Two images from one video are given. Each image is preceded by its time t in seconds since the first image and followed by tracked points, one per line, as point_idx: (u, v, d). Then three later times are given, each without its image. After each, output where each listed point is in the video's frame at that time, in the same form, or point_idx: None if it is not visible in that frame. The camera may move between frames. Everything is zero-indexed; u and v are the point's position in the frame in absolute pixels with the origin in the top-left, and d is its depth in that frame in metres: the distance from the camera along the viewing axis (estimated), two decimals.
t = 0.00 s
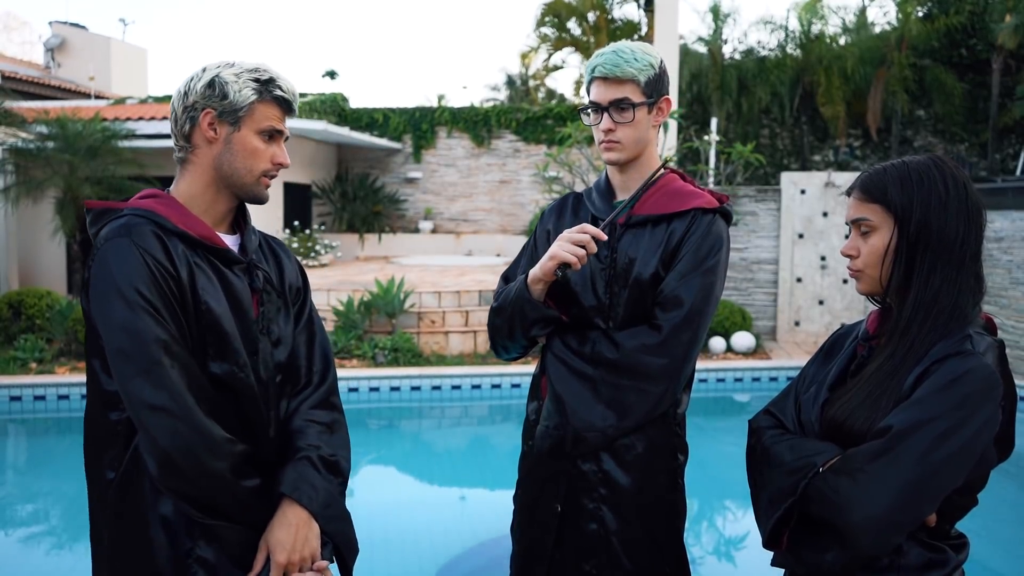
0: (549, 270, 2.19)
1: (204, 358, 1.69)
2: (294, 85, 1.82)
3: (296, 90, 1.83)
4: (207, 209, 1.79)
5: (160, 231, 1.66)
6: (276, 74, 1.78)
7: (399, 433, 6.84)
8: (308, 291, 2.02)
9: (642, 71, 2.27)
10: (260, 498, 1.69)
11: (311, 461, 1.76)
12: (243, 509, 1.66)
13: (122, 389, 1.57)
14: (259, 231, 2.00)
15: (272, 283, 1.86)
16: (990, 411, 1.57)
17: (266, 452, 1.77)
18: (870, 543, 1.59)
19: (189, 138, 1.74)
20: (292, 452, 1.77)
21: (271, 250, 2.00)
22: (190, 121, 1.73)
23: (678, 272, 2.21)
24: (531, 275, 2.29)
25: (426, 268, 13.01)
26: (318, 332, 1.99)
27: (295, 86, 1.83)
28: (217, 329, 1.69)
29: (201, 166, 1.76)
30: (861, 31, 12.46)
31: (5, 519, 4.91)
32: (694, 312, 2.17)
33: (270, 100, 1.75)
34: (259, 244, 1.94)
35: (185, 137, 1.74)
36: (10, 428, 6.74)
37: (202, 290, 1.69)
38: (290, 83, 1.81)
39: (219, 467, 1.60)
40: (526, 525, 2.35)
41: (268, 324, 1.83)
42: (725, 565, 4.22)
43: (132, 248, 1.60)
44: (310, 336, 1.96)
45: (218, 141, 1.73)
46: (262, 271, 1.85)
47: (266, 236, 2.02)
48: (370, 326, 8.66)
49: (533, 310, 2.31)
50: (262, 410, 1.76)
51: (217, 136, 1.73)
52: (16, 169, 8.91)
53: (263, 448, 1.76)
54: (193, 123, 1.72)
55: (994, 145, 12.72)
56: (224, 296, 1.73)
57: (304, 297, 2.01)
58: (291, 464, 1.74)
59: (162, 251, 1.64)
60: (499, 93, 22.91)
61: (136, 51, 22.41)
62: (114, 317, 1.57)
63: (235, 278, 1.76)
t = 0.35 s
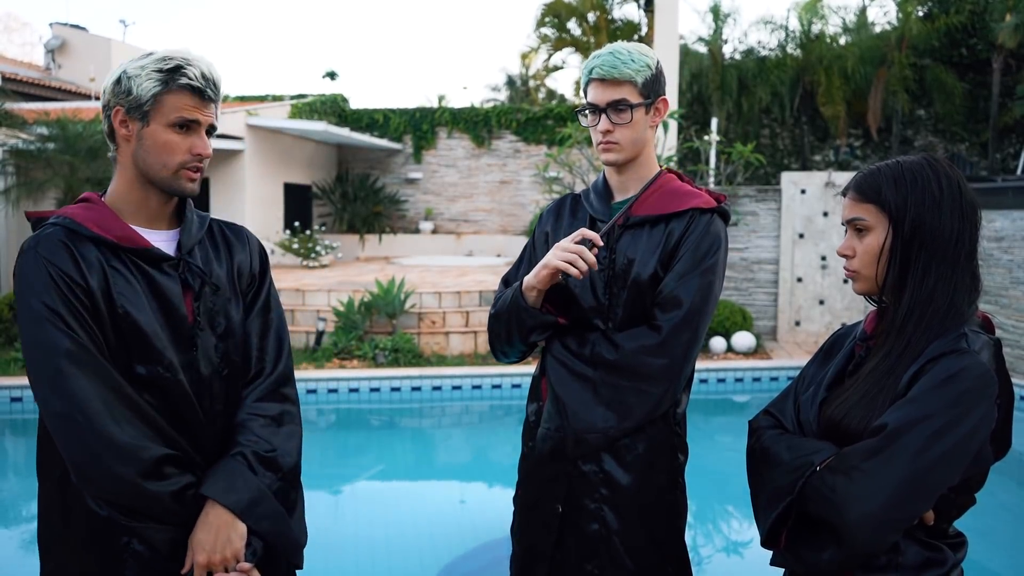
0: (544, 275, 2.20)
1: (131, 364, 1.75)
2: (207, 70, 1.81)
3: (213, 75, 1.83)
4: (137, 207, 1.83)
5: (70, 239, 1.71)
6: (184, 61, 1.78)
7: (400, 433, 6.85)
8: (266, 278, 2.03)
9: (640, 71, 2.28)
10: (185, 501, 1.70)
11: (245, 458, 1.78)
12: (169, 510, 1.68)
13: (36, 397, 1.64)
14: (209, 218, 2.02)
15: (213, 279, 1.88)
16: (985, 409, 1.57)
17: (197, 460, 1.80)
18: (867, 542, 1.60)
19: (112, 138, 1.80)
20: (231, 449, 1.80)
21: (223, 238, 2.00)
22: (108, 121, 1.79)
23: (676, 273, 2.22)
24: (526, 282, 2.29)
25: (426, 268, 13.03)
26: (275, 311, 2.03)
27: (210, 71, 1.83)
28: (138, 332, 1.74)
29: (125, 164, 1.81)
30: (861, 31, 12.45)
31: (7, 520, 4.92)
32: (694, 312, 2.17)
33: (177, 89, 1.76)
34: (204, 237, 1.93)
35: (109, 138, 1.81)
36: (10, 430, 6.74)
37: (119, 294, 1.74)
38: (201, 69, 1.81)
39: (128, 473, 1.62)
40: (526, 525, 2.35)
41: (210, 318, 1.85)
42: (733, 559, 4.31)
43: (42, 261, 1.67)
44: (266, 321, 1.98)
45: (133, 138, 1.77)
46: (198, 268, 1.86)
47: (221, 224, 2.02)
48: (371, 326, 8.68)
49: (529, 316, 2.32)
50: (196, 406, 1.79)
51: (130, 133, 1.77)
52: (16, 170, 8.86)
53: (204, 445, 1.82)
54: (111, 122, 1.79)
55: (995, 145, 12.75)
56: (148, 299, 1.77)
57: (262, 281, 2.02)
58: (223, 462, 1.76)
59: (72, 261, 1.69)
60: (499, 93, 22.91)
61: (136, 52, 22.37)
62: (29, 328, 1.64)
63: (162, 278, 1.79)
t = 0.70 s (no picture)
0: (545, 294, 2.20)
1: (92, 372, 1.78)
2: (161, 68, 1.82)
3: (167, 72, 1.84)
4: (98, 208, 1.86)
5: (25, 247, 1.74)
6: (136, 61, 1.79)
7: (400, 432, 6.85)
8: (232, 272, 2.04)
9: (647, 67, 2.29)
10: (146, 504, 1.74)
11: (204, 458, 1.80)
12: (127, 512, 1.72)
13: None
14: (173, 209, 2.02)
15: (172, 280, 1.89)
16: (985, 407, 1.58)
17: (160, 459, 1.83)
18: (867, 541, 1.60)
19: (70, 142, 1.82)
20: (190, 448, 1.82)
21: (187, 232, 1.99)
22: (64, 125, 1.81)
23: (681, 273, 2.22)
24: (530, 298, 2.27)
25: (427, 268, 13.03)
26: (241, 304, 2.03)
27: (165, 69, 1.83)
28: (93, 339, 1.77)
29: (84, 168, 1.83)
30: (862, 31, 12.43)
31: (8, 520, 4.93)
32: (698, 312, 2.18)
33: (131, 90, 1.78)
34: (166, 234, 1.94)
35: (68, 143, 1.83)
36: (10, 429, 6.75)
37: (75, 300, 1.77)
38: (155, 67, 1.81)
39: (86, 479, 1.67)
40: (528, 525, 2.35)
41: (171, 318, 1.88)
42: (732, 556, 4.31)
43: None
44: (231, 314, 2.00)
45: (91, 142, 1.79)
46: (158, 267, 1.88)
47: (185, 215, 2.03)
48: (371, 326, 8.68)
49: (532, 329, 2.29)
50: (152, 408, 1.82)
51: (88, 137, 1.79)
52: (16, 170, 8.83)
53: (168, 445, 1.85)
54: (67, 127, 1.80)
55: (995, 145, 12.77)
56: (105, 303, 1.80)
57: (227, 275, 2.02)
58: (184, 462, 1.79)
59: (27, 269, 1.73)
60: (499, 93, 22.90)
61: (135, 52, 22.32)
62: None
63: (121, 282, 1.82)
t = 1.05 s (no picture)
0: (547, 292, 2.20)
1: (93, 368, 1.79)
2: (166, 73, 1.83)
3: (172, 78, 1.85)
4: (97, 205, 1.86)
5: (25, 243, 1.75)
6: (143, 65, 1.80)
7: (400, 433, 6.86)
8: (226, 271, 2.04)
9: (652, 66, 2.29)
10: (141, 499, 1.74)
11: (199, 453, 1.80)
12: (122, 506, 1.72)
13: None
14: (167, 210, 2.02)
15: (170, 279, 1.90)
16: (981, 407, 1.58)
17: (156, 456, 1.83)
18: (864, 540, 1.60)
19: (71, 140, 1.82)
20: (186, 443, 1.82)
21: (181, 231, 2.01)
22: (66, 122, 1.80)
23: (682, 273, 2.22)
24: (530, 299, 2.28)
25: (427, 268, 13.04)
26: (234, 302, 2.04)
27: (169, 74, 1.84)
28: (92, 334, 1.78)
29: (84, 165, 1.83)
30: (862, 31, 12.44)
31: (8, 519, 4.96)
32: (698, 312, 2.18)
33: (136, 93, 1.78)
34: (161, 232, 1.95)
35: (69, 140, 1.83)
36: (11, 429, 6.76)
37: (74, 295, 1.77)
38: (161, 72, 1.82)
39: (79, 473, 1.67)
40: (527, 524, 2.36)
41: (167, 315, 1.89)
42: (728, 560, 4.30)
43: None
44: (224, 311, 2.00)
45: (92, 140, 1.79)
46: (155, 265, 1.89)
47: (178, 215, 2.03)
48: (371, 326, 8.68)
49: (533, 330, 2.29)
50: (148, 404, 1.82)
51: (90, 136, 1.79)
52: (16, 170, 8.83)
53: (165, 440, 1.85)
54: (69, 124, 1.80)
55: (996, 146, 12.78)
56: (103, 299, 1.81)
57: (221, 274, 2.03)
58: (179, 458, 1.79)
59: (27, 265, 1.73)
60: (499, 93, 22.90)
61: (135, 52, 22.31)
62: None
63: (118, 279, 1.83)
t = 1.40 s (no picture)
0: (552, 267, 2.18)
1: (143, 360, 1.83)
2: (222, 84, 1.89)
3: (226, 89, 1.91)
4: (144, 205, 1.90)
5: (82, 236, 1.79)
6: (202, 74, 1.86)
7: (400, 433, 6.86)
8: (257, 274, 2.11)
9: (647, 67, 2.29)
10: (184, 485, 1.76)
11: (241, 445, 1.85)
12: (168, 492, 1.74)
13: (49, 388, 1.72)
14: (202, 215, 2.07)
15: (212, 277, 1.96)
16: (975, 408, 1.58)
17: (198, 449, 1.87)
18: (857, 540, 1.60)
19: (124, 140, 1.86)
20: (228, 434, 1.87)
21: (219, 236, 2.07)
22: (122, 123, 1.85)
23: (676, 274, 2.22)
24: (534, 275, 2.27)
25: (427, 268, 13.04)
26: (265, 305, 2.10)
27: (224, 86, 1.91)
28: (143, 327, 1.82)
29: (135, 165, 1.87)
30: (862, 31, 12.45)
31: (9, 515, 4.99)
32: (693, 313, 2.19)
33: (194, 99, 1.84)
34: (202, 235, 2.01)
35: (121, 140, 1.87)
36: (11, 428, 6.76)
37: (128, 289, 1.82)
38: (217, 83, 1.88)
39: (130, 459, 1.69)
40: (524, 523, 2.36)
41: (210, 313, 1.94)
42: (729, 565, 4.23)
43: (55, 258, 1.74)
44: (257, 312, 2.07)
45: (146, 140, 1.83)
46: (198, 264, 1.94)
47: (216, 222, 2.10)
48: (371, 326, 8.68)
49: (530, 309, 2.29)
50: (198, 397, 1.87)
51: (144, 135, 1.83)
52: (16, 169, 8.87)
53: (208, 433, 1.89)
54: (125, 124, 1.84)
55: (996, 146, 12.78)
56: (153, 293, 1.85)
57: (254, 278, 2.10)
58: (221, 447, 1.83)
59: (83, 256, 1.77)
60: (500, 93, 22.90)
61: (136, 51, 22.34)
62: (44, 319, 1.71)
63: (168, 275, 1.88)
